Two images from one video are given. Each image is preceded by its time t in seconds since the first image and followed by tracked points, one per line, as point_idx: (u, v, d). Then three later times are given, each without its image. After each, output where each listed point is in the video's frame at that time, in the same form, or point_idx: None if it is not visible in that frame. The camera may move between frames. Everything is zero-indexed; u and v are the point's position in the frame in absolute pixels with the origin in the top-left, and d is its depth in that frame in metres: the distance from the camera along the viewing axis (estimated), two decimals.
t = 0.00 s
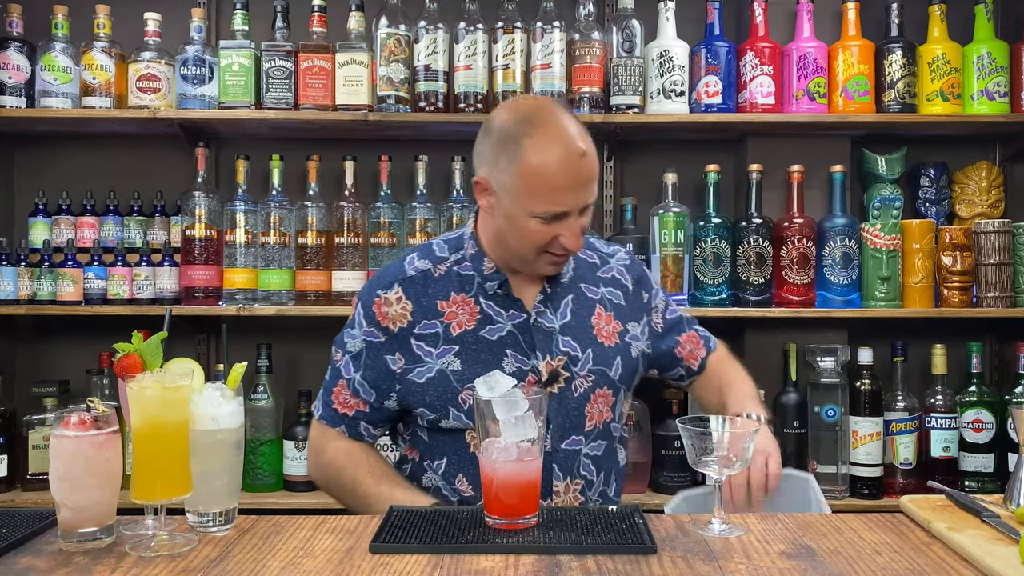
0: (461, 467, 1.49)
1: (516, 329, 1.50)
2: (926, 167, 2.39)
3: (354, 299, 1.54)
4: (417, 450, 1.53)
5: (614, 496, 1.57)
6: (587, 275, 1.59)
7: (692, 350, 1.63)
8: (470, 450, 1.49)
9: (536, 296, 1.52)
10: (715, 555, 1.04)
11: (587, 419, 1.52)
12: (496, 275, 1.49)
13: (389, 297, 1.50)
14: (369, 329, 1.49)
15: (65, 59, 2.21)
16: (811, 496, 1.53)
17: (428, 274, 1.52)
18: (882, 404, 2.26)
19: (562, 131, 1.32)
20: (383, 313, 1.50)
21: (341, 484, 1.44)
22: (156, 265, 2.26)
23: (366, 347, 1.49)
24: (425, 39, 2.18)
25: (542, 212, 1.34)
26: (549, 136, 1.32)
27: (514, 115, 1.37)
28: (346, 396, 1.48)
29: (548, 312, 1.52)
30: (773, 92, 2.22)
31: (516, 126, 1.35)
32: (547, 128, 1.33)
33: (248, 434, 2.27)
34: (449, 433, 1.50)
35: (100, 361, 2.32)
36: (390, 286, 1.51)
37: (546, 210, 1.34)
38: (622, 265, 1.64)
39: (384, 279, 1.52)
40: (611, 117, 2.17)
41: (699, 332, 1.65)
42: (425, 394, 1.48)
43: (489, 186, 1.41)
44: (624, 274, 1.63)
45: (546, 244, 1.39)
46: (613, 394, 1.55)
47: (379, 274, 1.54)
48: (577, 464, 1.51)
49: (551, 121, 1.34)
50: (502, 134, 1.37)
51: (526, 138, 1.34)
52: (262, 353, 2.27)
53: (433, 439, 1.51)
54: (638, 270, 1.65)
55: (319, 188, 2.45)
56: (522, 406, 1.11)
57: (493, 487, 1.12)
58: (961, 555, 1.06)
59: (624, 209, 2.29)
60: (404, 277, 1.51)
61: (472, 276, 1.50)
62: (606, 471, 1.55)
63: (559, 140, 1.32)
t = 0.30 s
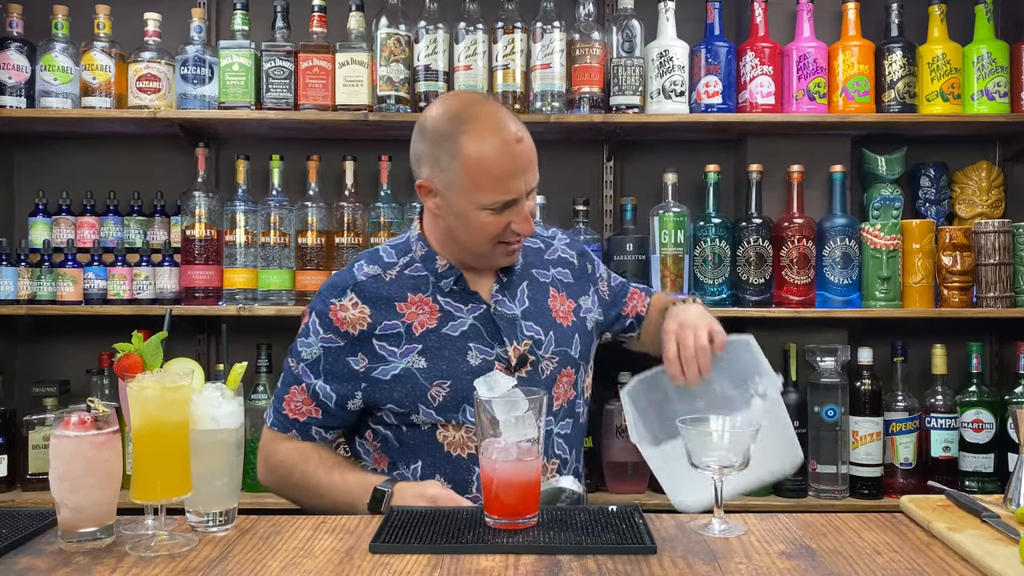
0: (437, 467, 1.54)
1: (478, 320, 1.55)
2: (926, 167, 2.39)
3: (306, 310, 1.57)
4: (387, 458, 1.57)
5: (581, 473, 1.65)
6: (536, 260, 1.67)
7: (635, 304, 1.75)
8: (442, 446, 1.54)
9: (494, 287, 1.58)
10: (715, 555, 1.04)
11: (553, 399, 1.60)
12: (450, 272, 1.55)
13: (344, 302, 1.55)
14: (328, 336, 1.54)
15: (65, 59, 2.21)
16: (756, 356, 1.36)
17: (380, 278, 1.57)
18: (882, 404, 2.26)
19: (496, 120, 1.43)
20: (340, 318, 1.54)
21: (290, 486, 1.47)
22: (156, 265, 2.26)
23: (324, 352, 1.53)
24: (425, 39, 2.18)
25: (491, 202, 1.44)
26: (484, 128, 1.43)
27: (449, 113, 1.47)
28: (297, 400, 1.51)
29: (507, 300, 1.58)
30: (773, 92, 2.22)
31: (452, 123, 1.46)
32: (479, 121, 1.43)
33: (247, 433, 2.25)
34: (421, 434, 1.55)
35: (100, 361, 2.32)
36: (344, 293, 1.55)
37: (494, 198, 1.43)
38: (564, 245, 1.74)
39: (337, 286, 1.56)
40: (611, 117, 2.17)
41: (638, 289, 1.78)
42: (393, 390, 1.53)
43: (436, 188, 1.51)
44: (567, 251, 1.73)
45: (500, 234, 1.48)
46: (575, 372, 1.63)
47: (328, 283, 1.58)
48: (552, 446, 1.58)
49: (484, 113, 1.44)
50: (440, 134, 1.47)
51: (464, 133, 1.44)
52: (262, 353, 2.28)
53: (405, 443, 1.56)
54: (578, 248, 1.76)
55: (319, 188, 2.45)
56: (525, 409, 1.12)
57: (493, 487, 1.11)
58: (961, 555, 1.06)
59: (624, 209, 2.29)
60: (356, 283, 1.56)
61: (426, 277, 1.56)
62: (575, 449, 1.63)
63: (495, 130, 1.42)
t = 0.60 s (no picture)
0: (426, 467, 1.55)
1: (467, 315, 1.56)
2: (926, 167, 2.39)
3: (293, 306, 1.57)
4: (375, 458, 1.58)
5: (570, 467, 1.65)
6: (523, 253, 1.67)
7: (618, 285, 1.78)
8: (431, 446, 1.55)
9: (483, 282, 1.59)
10: (715, 555, 1.04)
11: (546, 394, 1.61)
12: (437, 268, 1.55)
13: (332, 298, 1.55)
14: (316, 332, 1.54)
15: (65, 59, 2.21)
16: (730, 309, 1.36)
17: (367, 275, 1.56)
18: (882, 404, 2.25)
19: (485, 118, 1.43)
20: (328, 314, 1.54)
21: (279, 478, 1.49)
22: (156, 265, 2.26)
23: (312, 348, 1.54)
24: (425, 39, 2.19)
25: (483, 201, 1.44)
26: (473, 127, 1.42)
27: (435, 112, 1.46)
28: (283, 396, 1.54)
29: (496, 295, 1.59)
30: (773, 92, 2.22)
31: (440, 122, 1.45)
32: (468, 119, 1.43)
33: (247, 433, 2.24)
34: (410, 433, 1.56)
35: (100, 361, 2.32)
36: (332, 290, 1.55)
37: (486, 197, 1.44)
38: (551, 234, 1.74)
39: (324, 283, 1.56)
40: (611, 117, 2.17)
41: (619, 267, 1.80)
42: (382, 387, 1.54)
43: (425, 189, 1.50)
44: (553, 241, 1.73)
45: (493, 231, 1.48)
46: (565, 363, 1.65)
47: (314, 279, 1.58)
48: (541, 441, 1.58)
49: (471, 111, 1.43)
50: (428, 133, 1.46)
51: (453, 132, 1.43)
52: (262, 354, 2.28)
53: (394, 443, 1.57)
54: (563, 236, 1.76)
55: (319, 188, 2.45)
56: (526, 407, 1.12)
57: (493, 487, 1.11)
58: (961, 555, 1.06)
59: (624, 209, 2.29)
60: (343, 280, 1.56)
61: (414, 273, 1.56)
62: (565, 443, 1.63)
63: (483, 128, 1.42)
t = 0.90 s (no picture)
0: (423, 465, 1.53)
1: (465, 310, 1.55)
2: (926, 167, 2.39)
3: (291, 296, 1.57)
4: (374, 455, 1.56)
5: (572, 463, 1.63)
6: (521, 252, 1.68)
7: (616, 291, 1.78)
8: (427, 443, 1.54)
9: (482, 277, 1.59)
10: (715, 555, 1.04)
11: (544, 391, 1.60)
12: (436, 260, 1.55)
13: (330, 288, 1.55)
14: (314, 321, 1.53)
15: (65, 59, 2.21)
16: (737, 317, 1.34)
17: (365, 267, 1.57)
18: (882, 404, 2.25)
19: (487, 107, 1.45)
20: (326, 303, 1.54)
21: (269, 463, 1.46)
22: (156, 265, 2.26)
23: (309, 338, 1.53)
24: (425, 39, 2.19)
25: (481, 189, 1.45)
26: (476, 117, 1.44)
27: (440, 101, 1.49)
28: (278, 384, 1.52)
29: (494, 291, 1.58)
30: (773, 92, 2.22)
31: (443, 110, 1.47)
32: (471, 109, 1.45)
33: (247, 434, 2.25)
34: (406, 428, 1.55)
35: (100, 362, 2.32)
36: (329, 281, 1.55)
37: (486, 186, 1.45)
38: (549, 236, 1.75)
39: (322, 274, 1.56)
40: (611, 117, 2.17)
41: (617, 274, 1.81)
42: (379, 377, 1.53)
43: (426, 176, 1.51)
44: (551, 243, 1.74)
45: (490, 223, 1.48)
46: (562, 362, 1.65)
47: (313, 270, 1.58)
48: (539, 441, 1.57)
49: (475, 100, 1.46)
50: (431, 121, 1.48)
51: (455, 119, 1.45)
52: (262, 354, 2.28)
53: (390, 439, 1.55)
54: (561, 239, 1.77)
55: (319, 188, 2.45)
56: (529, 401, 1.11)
57: (493, 487, 1.11)
58: (961, 555, 1.06)
59: (624, 209, 2.29)
60: (341, 271, 1.56)
61: (412, 266, 1.56)
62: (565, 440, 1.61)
63: (485, 117, 1.43)
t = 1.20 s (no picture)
0: (416, 445, 1.47)
1: (471, 298, 1.53)
2: (926, 167, 2.39)
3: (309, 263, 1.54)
4: (368, 437, 1.50)
5: (571, 467, 1.60)
6: (539, 255, 1.65)
7: (628, 319, 1.72)
8: (421, 423, 1.47)
9: (493, 270, 1.56)
10: (715, 555, 1.04)
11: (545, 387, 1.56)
12: (447, 245, 1.53)
13: (347, 258, 1.52)
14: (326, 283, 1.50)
15: (65, 59, 2.21)
16: (740, 364, 1.35)
17: (382, 246, 1.55)
18: (882, 404, 2.25)
19: (487, 86, 1.42)
20: (341, 270, 1.51)
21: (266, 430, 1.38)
22: (156, 265, 2.26)
23: (322, 297, 1.49)
24: (425, 39, 2.18)
25: (461, 163, 1.41)
26: (471, 92, 1.41)
27: (451, 76, 1.48)
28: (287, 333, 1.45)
29: (504, 284, 1.56)
30: (773, 92, 2.22)
31: (449, 84, 1.46)
32: (472, 85, 1.42)
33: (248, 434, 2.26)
34: (400, 407, 1.47)
35: (100, 361, 2.32)
36: (345, 253, 1.53)
37: (463, 158, 1.41)
38: (571, 249, 1.72)
39: (341, 247, 1.55)
40: (611, 117, 2.17)
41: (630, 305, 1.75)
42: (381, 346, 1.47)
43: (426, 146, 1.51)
44: (573, 255, 1.70)
45: (468, 200, 1.44)
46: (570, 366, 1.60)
47: (333, 244, 1.56)
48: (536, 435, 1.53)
49: (480, 78, 1.43)
50: (437, 93, 1.48)
51: (452, 92, 1.43)
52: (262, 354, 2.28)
53: (383, 417, 1.48)
54: (583, 256, 1.74)
55: (319, 188, 2.45)
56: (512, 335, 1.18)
57: (493, 487, 1.12)
58: (961, 556, 1.06)
59: (624, 209, 2.29)
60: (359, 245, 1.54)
61: (425, 250, 1.54)
62: (564, 440, 1.58)
63: (480, 93, 1.41)
